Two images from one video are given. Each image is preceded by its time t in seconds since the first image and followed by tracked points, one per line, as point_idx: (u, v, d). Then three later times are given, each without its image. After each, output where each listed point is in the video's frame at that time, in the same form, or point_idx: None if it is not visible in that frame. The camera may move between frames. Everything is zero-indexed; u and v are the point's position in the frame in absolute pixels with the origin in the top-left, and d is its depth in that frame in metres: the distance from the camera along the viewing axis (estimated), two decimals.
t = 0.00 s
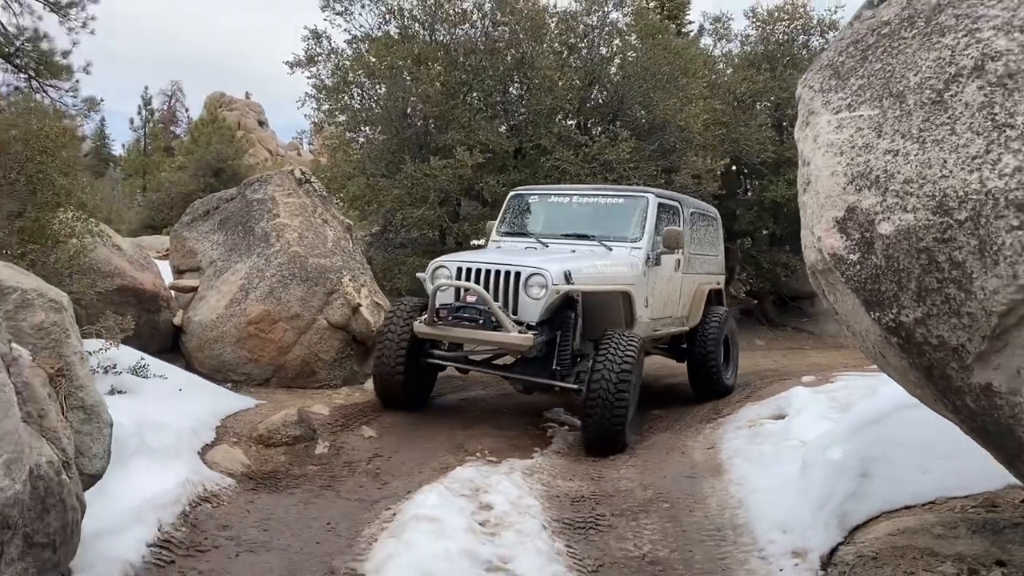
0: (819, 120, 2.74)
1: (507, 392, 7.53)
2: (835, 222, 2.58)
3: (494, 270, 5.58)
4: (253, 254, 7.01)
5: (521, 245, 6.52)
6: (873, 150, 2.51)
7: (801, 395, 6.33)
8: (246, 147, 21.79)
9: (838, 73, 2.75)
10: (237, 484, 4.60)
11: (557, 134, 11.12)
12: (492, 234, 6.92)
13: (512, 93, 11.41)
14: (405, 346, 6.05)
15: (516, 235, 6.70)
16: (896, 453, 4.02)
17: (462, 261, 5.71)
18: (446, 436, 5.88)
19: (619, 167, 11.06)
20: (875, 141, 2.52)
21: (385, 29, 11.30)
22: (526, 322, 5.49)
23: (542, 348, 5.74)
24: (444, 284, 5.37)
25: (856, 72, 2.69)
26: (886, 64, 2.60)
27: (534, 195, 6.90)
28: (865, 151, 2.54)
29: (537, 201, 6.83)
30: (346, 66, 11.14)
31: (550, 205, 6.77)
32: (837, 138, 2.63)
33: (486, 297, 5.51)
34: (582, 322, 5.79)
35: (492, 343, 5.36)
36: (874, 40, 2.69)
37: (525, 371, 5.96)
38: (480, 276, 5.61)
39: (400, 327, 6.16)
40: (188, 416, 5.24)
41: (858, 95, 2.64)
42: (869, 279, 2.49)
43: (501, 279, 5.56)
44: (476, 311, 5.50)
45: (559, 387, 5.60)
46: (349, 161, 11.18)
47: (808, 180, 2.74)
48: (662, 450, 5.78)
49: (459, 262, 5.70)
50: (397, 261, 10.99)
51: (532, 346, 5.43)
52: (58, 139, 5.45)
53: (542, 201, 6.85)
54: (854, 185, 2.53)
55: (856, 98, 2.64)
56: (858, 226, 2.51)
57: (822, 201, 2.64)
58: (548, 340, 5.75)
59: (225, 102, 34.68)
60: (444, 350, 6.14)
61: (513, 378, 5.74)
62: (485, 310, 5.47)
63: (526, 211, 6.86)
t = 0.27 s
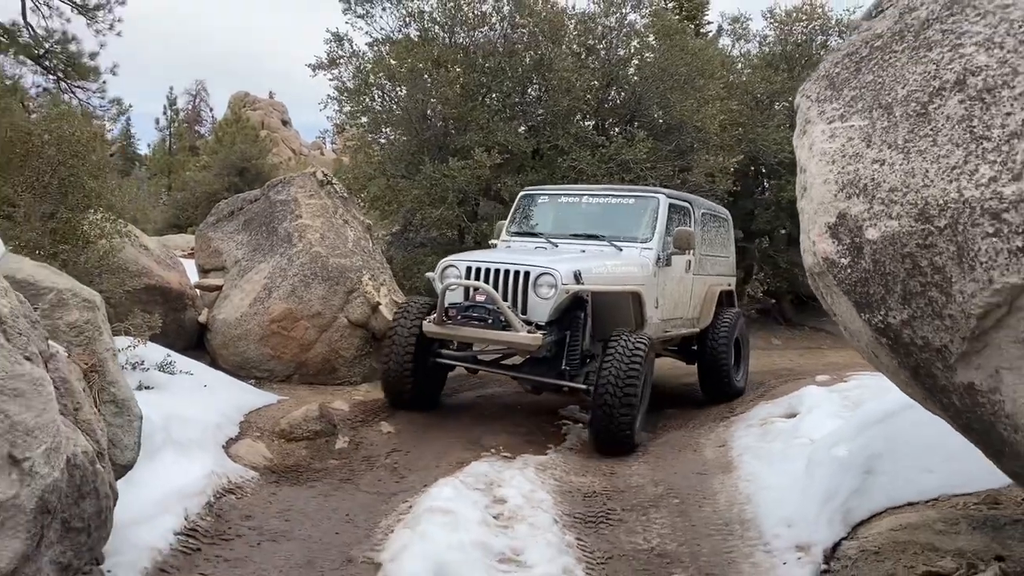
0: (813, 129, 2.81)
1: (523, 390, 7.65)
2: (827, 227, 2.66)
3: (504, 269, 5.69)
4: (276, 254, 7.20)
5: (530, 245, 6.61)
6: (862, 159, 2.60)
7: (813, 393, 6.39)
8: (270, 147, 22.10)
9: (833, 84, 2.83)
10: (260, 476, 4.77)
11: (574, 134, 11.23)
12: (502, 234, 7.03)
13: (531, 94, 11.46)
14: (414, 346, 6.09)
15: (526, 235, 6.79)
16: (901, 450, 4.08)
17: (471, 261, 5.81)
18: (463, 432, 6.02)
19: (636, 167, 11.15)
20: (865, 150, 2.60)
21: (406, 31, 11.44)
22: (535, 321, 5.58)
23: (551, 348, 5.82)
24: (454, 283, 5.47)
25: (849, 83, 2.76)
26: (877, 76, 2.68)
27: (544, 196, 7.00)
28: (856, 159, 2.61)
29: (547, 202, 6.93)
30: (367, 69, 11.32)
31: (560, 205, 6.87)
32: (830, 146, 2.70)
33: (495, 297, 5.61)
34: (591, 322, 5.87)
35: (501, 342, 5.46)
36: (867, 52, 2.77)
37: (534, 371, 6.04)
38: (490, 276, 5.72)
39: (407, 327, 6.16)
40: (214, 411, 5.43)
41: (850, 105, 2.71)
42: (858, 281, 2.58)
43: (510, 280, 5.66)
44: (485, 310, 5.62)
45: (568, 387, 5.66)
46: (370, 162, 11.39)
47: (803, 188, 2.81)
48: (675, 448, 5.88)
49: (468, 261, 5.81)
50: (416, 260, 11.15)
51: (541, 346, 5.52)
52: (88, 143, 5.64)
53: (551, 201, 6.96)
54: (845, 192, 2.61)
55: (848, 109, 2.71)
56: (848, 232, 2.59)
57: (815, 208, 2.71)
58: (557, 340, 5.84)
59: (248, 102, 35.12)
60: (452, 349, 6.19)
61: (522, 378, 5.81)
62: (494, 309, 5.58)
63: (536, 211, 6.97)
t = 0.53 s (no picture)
0: (806, 121, 2.97)
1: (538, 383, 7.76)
2: (817, 215, 2.85)
3: (512, 263, 5.77)
4: (297, 249, 7.37)
5: (539, 239, 6.72)
6: (849, 149, 2.75)
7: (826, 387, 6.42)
8: (293, 144, 22.31)
9: (826, 76, 2.98)
10: (278, 462, 4.93)
11: (592, 130, 11.29)
12: (511, 228, 7.13)
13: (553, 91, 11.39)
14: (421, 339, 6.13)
15: (535, 229, 6.89)
16: (905, 440, 4.14)
17: (479, 254, 5.89)
18: (477, 423, 6.14)
19: (654, 163, 11.20)
20: (852, 140, 2.75)
21: (426, 29, 11.54)
22: (543, 315, 5.65)
23: (559, 342, 5.86)
24: (461, 276, 5.55)
25: (840, 77, 2.91)
26: (866, 69, 2.81)
27: (553, 190, 7.10)
28: (843, 149, 2.77)
29: (556, 196, 7.03)
30: (387, 66, 11.45)
31: (569, 200, 6.97)
32: (820, 138, 2.87)
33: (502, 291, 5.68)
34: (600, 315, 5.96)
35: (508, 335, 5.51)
36: (859, 45, 2.90)
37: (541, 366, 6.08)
38: (497, 269, 5.80)
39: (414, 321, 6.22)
40: (233, 399, 5.59)
41: (840, 98, 2.86)
42: (846, 265, 2.77)
43: (518, 274, 5.74)
44: (493, 304, 5.72)
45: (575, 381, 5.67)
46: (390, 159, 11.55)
47: (798, 177, 2.98)
48: (686, 439, 5.95)
49: (476, 255, 5.89)
50: (435, 255, 11.27)
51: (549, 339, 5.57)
52: (114, 139, 5.82)
53: (560, 196, 7.05)
54: (833, 181, 2.78)
55: (838, 101, 2.86)
56: (836, 219, 2.77)
57: (807, 197, 2.90)
58: (565, 333, 5.89)
59: (272, 100, 35.48)
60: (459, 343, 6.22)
61: (531, 372, 5.84)
62: (502, 302, 5.68)
63: (545, 205, 7.07)
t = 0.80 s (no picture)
0: (810, 134, 3.12)
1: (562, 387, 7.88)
2: (820, 225, 3.02)
3: (529, 266, 5.88)
4: (328, 254, 7.59)
5: (555, 243, 6.84)
6: (848, 161, 2.90)
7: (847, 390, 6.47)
8: (324, 152, 22.67)
9: (829, 91, 3.13)
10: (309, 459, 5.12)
11: (617, 137, 11.40)
12: (528, 233, 7.27)
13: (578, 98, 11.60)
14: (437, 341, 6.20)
15: (552, 234, 7.02)
16: (919, 442, 4.21)
17: (494, 257, 6.02)
18: (501, 425, 6.29)
19: (679, 170, 11.29)
20: (851, 153, 2.89)
21: (454, 38, 11.75)
22: (558, 318, 5.75)
23: (575, 345, 5.99)
24: (477, 279, 5.66)
25: (842, 92, 3.04)
26: (865, 84, 2.94)
27: (571, 196, 7.24)
28: (843, 161, 2.92)
29: (573, 201, 7.16)
30: (416, 75, 11.66)
31: (585, 205, 7.10)
32: (822, 150, 3.02)
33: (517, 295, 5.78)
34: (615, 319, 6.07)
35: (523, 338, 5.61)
36: (861, 61, 3.03)
37: (558, 369, 6.18)
38: (513, 272, 5.91)
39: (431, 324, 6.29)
40: (267, 399, 5.81)
41: (840, 112, 3.00)
42: (847, 272, 2.94)
43: (534, 277, 5.84)
44: (508, 307, 5.80)
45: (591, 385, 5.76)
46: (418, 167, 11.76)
47: (803, 188, 3.14)
48: (707, 442, 6.04)
49: (492, 258, 6.01)
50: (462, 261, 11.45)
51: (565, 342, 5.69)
52: (154, 149, 6.07)
53: (577, 201, 7.19)
54: (833, 192, 2.94)
55: (839, 115, 3.00)
56: (837, 228, 2.93)
57: (812, 208, 3.07)
58: (581, 337, 6.01)
59: (304, 108, 36.04)
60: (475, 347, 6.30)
61: (549, 376, 5.95)
62: (517, 306, 5.76)
63: (562, 210, 7.20)
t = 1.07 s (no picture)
0: (818, 151, 3.24)
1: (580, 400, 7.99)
2: (829, 239, 3.11)
3: (541, 281, 5.99)
4: (349, 272, 7.76)
5: (566, 257, 6.95)
6: (854, 177, 3.01)
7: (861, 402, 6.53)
8: (340, 171, 22.97)
9: (834, 108, 3.28)
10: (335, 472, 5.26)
11: (631, 153, 11.55)
12: (538, 246, 7.40)
13: (593, 115, 11.77)
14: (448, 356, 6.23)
15: (561, 247, 7.15)
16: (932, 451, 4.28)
17: (504, 272, 6.16)
18: (520, 438, 6.42)
19: (692, 185, 11.43)
20: (856, 170, 3.01)
21: (469, 58, 11.98)
22: (569, 333, 5.86)
23: (587, 360, 6.09)
24: (488, 294, 5.80)
25: (847, 112, 3.18)
26: (869, 103, 3.09)
27: (581, 210, 7.38)
28: (849, 178, 3.03)
29: (583, 215, 7.30)
30: (432, 95, 11.88)
31: (595, 219, 7.23)
32: (830, 167, 3.13)
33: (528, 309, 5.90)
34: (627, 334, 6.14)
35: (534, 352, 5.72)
36: (865, 81, 3.18)
37: (569, 385, 6.27)
38: (524, 287, 6.03)
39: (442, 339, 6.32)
40: (293, 414, 5.98)
41: (846, 131, 3.14)
42: (854, 284, 3.05)
43: (544, 292, 5.96)
44: (518, 322, 5.92)
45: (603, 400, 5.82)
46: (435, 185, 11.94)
47: (812, 203, 3.24)
48: (724, 454, 6.12)
49: (503, 272, 6.15)
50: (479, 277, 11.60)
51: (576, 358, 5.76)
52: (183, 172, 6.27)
53: (587, 215, 7.32)
54: (840, 207, 3.04)
55: (845, 133, 3.14)
56: (844, 241, 3.03)
57: (820, 222, 3.16)
58: (593, 351, 6.11)
59: (319, 128, 36.51)
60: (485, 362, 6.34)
61: (562, 392, 6.03)
62: (527, 320, 5.88)
63: (572, 223, 7.34)
